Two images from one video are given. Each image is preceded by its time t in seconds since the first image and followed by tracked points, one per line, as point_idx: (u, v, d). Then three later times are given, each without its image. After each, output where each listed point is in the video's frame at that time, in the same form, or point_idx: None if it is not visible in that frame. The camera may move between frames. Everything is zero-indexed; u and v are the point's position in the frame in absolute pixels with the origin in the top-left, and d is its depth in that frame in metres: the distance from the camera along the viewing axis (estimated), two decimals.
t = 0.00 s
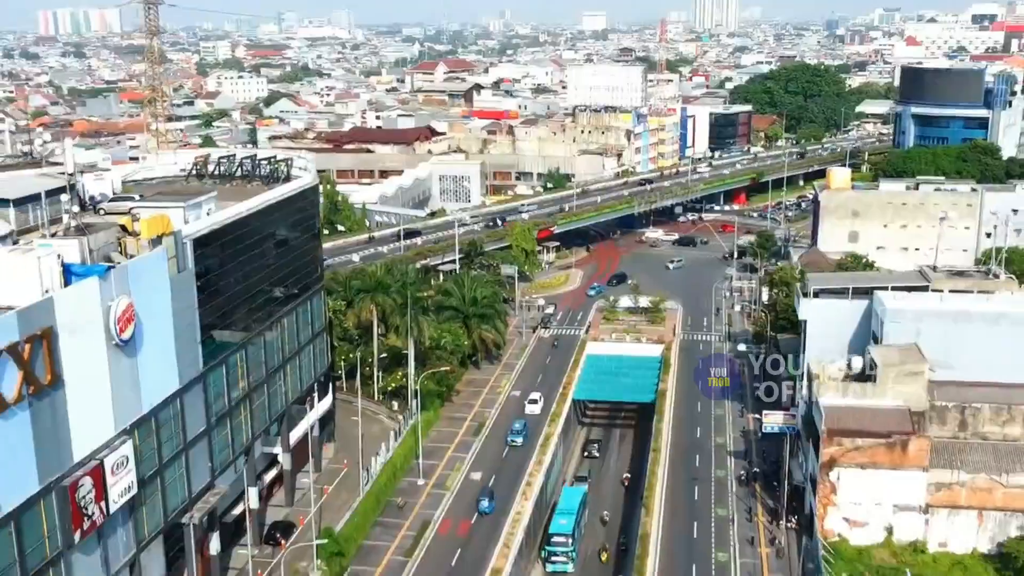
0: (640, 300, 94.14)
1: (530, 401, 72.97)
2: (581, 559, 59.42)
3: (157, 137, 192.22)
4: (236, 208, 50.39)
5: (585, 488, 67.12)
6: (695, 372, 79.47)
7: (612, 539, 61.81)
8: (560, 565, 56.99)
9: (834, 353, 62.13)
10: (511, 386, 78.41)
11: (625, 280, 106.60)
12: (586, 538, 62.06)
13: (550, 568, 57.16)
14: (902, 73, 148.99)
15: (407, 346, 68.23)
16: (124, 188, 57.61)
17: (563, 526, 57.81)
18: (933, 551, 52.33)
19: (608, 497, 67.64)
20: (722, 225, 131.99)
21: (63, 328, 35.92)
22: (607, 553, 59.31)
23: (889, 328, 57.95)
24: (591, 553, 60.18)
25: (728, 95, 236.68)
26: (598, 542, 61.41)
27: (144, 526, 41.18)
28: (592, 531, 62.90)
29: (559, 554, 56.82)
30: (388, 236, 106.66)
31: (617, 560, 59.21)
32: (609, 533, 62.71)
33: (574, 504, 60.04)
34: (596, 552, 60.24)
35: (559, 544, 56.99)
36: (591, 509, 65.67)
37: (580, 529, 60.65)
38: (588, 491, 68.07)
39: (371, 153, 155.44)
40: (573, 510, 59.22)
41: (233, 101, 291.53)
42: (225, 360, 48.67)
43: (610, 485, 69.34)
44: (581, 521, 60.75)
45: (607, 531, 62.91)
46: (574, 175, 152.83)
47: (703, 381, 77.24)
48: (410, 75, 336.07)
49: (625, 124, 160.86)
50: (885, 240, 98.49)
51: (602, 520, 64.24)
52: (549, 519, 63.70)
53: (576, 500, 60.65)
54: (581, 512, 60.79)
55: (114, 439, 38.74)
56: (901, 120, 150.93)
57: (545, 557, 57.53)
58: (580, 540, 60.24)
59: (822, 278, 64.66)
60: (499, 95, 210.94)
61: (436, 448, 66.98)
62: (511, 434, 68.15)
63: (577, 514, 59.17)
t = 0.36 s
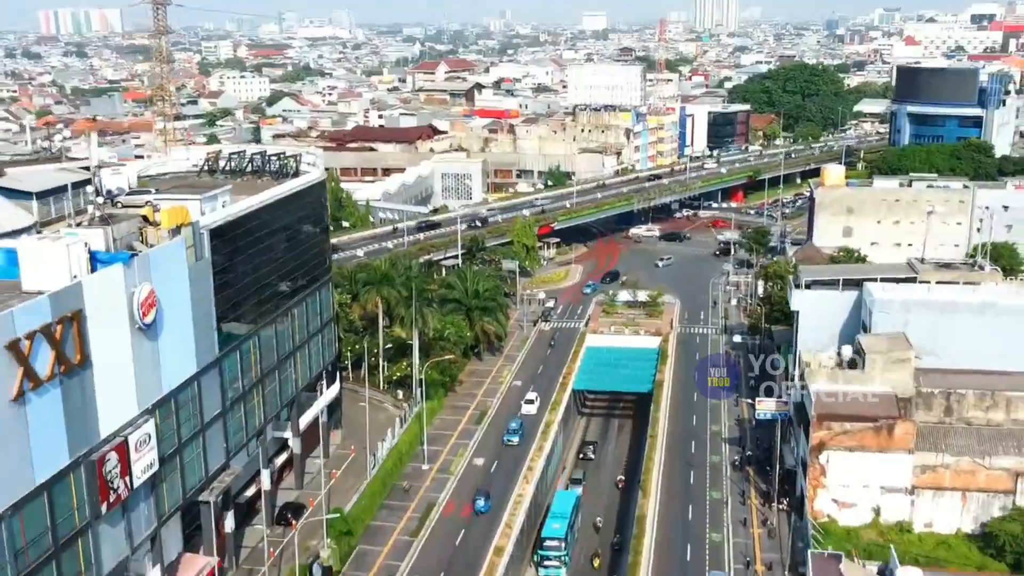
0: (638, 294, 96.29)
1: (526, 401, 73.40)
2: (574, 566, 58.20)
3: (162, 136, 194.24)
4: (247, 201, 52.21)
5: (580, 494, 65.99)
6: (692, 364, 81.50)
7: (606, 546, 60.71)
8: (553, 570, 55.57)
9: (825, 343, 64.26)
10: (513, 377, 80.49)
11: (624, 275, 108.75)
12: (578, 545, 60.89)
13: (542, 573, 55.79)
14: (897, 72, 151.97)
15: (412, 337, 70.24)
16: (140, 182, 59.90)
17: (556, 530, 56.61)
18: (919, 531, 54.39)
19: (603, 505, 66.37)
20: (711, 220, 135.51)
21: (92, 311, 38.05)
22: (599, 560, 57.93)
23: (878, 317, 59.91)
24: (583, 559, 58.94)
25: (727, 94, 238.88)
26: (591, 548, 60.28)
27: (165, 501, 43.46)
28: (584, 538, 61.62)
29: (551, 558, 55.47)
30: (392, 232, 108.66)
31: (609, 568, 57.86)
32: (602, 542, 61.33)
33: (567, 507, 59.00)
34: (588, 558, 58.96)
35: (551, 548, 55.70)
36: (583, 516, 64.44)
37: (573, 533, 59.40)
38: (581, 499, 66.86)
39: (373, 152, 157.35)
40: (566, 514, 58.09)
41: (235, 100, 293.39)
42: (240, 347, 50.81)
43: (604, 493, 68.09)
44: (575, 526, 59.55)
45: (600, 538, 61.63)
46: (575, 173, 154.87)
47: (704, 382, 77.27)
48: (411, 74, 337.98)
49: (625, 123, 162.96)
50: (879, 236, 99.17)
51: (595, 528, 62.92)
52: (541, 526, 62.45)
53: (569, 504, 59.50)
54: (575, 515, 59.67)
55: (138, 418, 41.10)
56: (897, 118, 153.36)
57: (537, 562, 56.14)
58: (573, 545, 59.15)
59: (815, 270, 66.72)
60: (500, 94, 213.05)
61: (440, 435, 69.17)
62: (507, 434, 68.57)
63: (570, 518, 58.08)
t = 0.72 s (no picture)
0: (636, 287, 99.23)
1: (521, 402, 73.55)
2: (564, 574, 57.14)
3: (169, 135, 197.21)
4: (263, 193, 55.10)
5: (573, 498, 65.01)
6: (688, 354, 84.29)
7: (597, 555, 59.35)
8: None
9: (814, 329, 67.19)
10: (515, 365, 83.43)
11: (623, 269, 111.67)
12: (568, 552, 59.69)
13: None
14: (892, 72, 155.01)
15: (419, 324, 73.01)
16: (160, 174, 62.88)
17: (547, 536, 55.80)
18: (902, 506, 57.29)
19: (597, 508, 65.41)
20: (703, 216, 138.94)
21: (126, 292, 40.92)
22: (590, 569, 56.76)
23: (864, 304, 62.85)
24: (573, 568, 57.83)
25: (726, 94, 241.97)
26: (581, 556, 59.18)
27: (190, 472, 46.52)
28: (572, 546, 60.48)
29: (542, 564, 54.73)
30: (396, 227, 111.51)
31: None
32: (592, 551, 60.10)
33: (558, 513, 58.17)
34: (579, 567, 57.88)
35: (542, 555, 54.95)
36: (575, 523, 63.19)
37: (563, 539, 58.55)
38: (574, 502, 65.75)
39: (377, 150, 160.19)
40: (557, 521, 57.24)
41: (239, 99, 296.43)
42: (257, 329, 53.73)
43: (598, 495, 67.08)
44: (564, 531, 58.72)
45: (590, 546, 60.42)
46: (575, 170, 157.77)
47: (701, 383, 77.72)
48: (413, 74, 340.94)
49: (624, 121, 165.88)
50: (871, 231, 101.70)
51: (586, 535, 61.63)
52: (532, 538, 60.83)
53: (560, 510, 58.77)
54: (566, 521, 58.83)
55: (166, 393, 43.98)
56: (891, 117, 156.41)
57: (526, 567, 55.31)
58: (564, 552, 58.24)
59: (805, 261, 69.62)
60: (502, 93, 216.02)
61: (445, 419, 72.15)
62: (502, 433, 68.94)
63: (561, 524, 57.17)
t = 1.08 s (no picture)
0: (635, 280, 102.32)
1: (517, 401, 73.83)
2: None
3: (175, 134, 200.23)
4: (280, 185, 58.26)
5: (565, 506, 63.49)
6: (684, 344, 87.29)
7: (591, 566, 57.34)
8: None
9: (804, 316, 70.29)
10: (517, 354, 86.45)
11: (622, 264, 114.66)
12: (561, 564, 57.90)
13: None
14: (887, 72, 158.45)
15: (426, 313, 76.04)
16: (179, 169, 66.00)
17: (536, 542, 54.77)
18: (885, 484, 60.32)
19: (590, 518, 63.74)
20: (695, 211, 143.26)
21: (158, 277, 43.96)
22: None
23: (851, 294, 65.95)
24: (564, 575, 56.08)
25: (725, 93, 244.84)
26: (575, 566, 57.30)
27: (214, 446, 49.54)
28: (562, 557, 58.61)
29: (532, 571, 53.54)
30: (401, 222, 114.50)
31: None
32: (583, 561, 58.03)
33: (549, 519, 57.11)
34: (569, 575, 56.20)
35: (532, 561, 53.75)
36: (565, 534, 61.24)
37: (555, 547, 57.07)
38: (566, 513, 64.08)
39: (381, 148, 163.19)
40: (547, 526, 56.26)
41: (243, 99, 299.63)
42: (274, 314, 56.90)
43: (592, 505, 65.45)
44: (556, 538, 57.58)
45: (583, 559, 58.28)
46: (576, 168, 160.75)
47: (703, 384, 77.90)
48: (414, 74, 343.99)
49: (624, 121, 169.00)
50: (864, 226, 104.24)
51: (576, 546, 59.70)
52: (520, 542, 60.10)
53: (550, 515, 57.71)
54: (557, 528, 57.67)
55: (193, 370, 47.07)
56: (887, 117, 159.71)
57: None
58: (554, 559, 56.74)
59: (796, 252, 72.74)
60: (503, 93, 219.25)
61: (450, 403, 75.33)
62: (498, 431, 69.35)
63: (552, 530, 56.21)
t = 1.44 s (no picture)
0: (633, 275, 105.03)
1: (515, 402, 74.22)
2: None
3: (180, 133, 202.92)
4: (293, 179, 61.01)
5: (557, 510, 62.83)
6: (681, 335, 90.01)
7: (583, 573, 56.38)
8: None
9: (795, 307, 72.98)
10: (518, 345, 89.20)
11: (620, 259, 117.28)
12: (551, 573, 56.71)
13: None
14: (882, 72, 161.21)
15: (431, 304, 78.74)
16: (194, 164, 68.60)
17: (528, 547, 54.25)
18: (871, 466, 63.04)
19: (583, 523, 63.12)
20: (689, 207, 146.60)
21: (181, 263, 46.64)
22: None
23: (840, 284, 68.62)
24: None
25: (723, 93, 247.39)
26: None
27: (232, 426, 52.20)
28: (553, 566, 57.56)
29: None
30: (405, 218, 117.07)
31: None
32: (575, 570, 57.08)
33: (541, 523, 56.59)
34: None
35: (522, 567, 53.26)
36: (556, 545, 59.95)
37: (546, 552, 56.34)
38: (559, 519, 63.15)
39: (384, 147, 165.88)
40: (539, 531, 55.64)
41: (246, 98, 302.46)
42: (287, 302, 59.61)
43: (585, 509, 64.85)
44: (548, 543, 57.01)
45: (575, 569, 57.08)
46: (576, 166, 163.43)
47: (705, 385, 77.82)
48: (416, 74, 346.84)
49: (623, 120, 171.73)
50: (855, 222, 106.07)
51: (567, 556, 58.53)
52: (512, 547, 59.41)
53: (542, 518, 57.21)
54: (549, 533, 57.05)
55: (213, 353, 49.79)
56: (882, 116, 162.76)
57: None
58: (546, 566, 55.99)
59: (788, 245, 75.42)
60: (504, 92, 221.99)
61: (454, 390, 78.13)
62: (494, 430, 69.71)
63: (543, 535, 55.60)
